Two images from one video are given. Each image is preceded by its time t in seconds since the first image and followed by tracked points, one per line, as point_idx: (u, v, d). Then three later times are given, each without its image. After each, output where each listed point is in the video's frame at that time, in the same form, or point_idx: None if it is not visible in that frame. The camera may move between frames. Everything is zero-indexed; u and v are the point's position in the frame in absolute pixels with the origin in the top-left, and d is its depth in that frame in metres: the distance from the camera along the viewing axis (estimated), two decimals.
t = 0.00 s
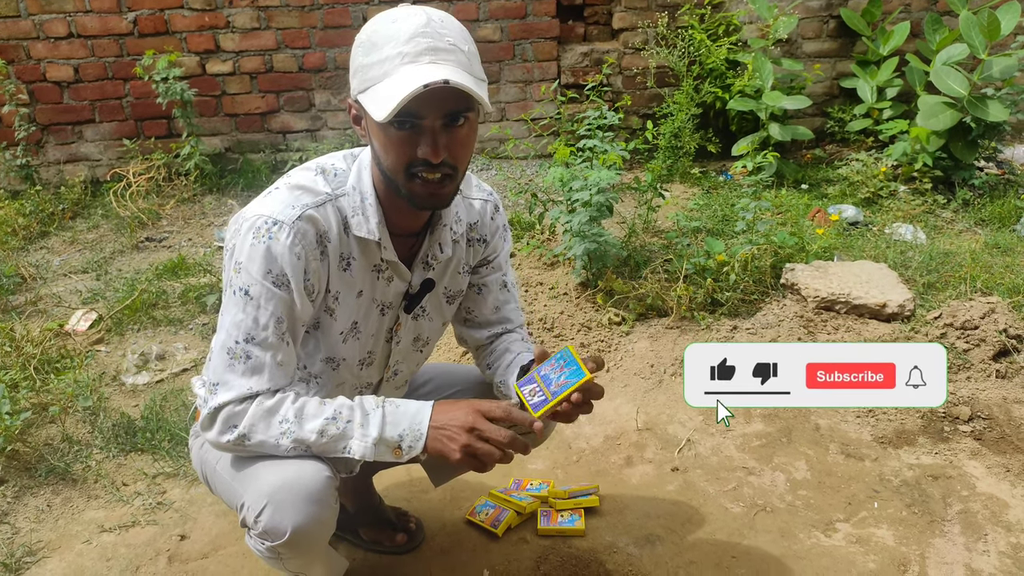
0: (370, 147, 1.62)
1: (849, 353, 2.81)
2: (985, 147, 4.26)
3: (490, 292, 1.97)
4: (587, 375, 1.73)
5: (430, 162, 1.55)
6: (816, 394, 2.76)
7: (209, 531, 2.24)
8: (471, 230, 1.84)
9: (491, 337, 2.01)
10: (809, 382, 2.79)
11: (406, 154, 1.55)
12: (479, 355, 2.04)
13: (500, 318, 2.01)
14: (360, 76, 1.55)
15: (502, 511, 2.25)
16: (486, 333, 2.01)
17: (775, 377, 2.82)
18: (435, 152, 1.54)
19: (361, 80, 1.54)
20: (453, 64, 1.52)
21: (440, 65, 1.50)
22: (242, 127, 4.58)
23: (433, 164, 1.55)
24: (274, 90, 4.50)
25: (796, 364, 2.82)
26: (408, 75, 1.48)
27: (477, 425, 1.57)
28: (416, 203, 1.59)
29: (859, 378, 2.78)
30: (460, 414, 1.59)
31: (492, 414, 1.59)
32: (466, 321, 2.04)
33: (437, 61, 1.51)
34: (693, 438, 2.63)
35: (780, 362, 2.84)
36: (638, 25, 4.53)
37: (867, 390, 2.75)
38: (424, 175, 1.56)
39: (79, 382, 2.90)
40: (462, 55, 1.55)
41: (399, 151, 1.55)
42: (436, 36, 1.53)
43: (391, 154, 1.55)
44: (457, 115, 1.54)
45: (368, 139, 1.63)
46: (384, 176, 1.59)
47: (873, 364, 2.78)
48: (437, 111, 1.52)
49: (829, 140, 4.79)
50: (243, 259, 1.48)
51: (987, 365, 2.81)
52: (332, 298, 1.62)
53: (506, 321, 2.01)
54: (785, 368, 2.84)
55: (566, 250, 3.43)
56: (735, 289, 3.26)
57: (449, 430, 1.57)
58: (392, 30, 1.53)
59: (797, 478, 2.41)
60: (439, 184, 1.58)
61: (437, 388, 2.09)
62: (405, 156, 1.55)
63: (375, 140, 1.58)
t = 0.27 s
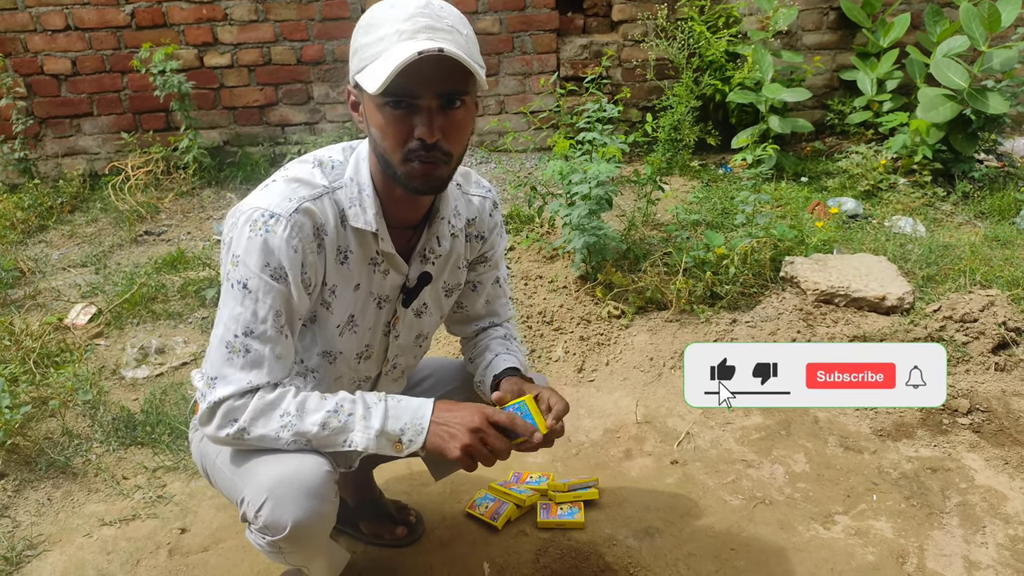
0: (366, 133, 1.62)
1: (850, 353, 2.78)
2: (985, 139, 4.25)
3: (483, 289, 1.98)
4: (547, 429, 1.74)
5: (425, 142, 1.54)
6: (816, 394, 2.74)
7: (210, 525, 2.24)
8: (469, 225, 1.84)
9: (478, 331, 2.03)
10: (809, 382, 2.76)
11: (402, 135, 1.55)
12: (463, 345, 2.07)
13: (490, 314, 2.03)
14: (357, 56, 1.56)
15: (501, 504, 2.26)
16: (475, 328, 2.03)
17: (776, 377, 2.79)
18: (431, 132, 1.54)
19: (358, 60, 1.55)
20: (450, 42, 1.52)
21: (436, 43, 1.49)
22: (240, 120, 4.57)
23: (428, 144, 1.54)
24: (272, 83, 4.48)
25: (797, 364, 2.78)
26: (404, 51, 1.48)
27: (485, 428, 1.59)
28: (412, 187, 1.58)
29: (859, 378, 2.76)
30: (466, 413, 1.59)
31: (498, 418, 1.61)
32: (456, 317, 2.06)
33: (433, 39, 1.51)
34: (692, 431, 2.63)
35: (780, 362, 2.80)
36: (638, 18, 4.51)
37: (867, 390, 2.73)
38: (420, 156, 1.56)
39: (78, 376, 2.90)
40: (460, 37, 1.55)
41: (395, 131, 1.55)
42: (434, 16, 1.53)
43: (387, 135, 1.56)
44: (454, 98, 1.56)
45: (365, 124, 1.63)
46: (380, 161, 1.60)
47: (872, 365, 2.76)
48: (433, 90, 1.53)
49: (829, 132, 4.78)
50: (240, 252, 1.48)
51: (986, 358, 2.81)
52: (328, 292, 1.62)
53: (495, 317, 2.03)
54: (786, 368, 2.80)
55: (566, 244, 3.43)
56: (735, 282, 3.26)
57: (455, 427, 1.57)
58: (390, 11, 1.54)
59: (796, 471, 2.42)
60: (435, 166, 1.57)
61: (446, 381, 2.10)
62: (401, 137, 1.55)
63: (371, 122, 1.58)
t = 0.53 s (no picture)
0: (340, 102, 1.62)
1: (859, 353, 2.66)
2: (979, 134, 4.26)
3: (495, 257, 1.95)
4: (550, 449, 1.64)
5: (397, 104, 1.54)
6: (816, 394, 2.67)
7: (204, 521, 2.24)
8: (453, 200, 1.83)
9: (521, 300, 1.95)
10: (809, 382, 2.68)
11: (374, 97, 1.55)
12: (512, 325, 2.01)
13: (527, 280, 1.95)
14: (331, 15, 1.56)
15: (496, 499, 2.26)
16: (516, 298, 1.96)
17: (776, 377, 2.68)
18: (403, 93, 1.54)
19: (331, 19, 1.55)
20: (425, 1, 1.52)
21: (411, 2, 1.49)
22: (234, 115, 4.55)
23: (401, 105, 1.54)
24: (266, 78, 4.46)
25: (797, 365, 2.67)
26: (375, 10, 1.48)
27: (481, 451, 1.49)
28: (385, 152, 1.57)
29: (859, 378, 2.69)
30: (461, 433, 1.50)
31: (493, 443, 1.48)
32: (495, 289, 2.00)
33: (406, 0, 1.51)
34: (686, 426, 2.64)
35: (781, 362, 2.67)
36: (633, 13, 4.50)
37: (867, 390, 2.67)
38: (392, 119, 1.55)
39: (71, 372, 2.89)
40: None
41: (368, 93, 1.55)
42: None
43: (360, 97, 1.56)
44: (427, 59, 1.55)
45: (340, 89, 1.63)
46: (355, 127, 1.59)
47: (873, 364, 2.69)
48: (406, 52, 1.53)
49: (823, 128, 4.79)
50: (216, 239, 1.49)
51: (979, 352, 2.82)
52: (307, 272, 1.62)
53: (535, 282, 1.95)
54: (786, 368, 2.69)
55: (560, 239, 3.43)
56: (729, 277, 3.26)
57: (451, 443, 1.51)
58: None
59: (790, 465, 2.42)
60: (408, 128, 1.57)
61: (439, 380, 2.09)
62: (373, 98, 1.55)
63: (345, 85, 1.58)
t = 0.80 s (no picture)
0: (313, 66, 1.60)
1: (862, 353, 2.61)
2: (968, 130, 4.28)
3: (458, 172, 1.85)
4: (545, 457, 1.57)
5: (381, 69, 1.54)
6: (815, 395, 2.63)
7: (194, 516, 2.23)
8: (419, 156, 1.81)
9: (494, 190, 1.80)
10: (809, 382, 2.63)
11: (356, 61, 1.54)
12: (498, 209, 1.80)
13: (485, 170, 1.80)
14: None
15: (487, 493, 2.26)
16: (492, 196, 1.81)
17: (775, 377, 2.65)
18: (387, 56, 1.54)
19: None
20: None
21: None
22: (223, 109, 4.51)
23: (384, 69, 1.54)
24: (255, 71, 4.43)
25: (797, 365, 2.61)
26: None
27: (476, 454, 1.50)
28: (366, 117, 1.56)
29: (859, 378, 2.66)
30: (454, 439, 1.50)
31: (485, 452, 1.48)
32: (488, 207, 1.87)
33: None
34: (677, 420, 2.65)
35: (780, 362, 2.62)
36: (624, 7, 4.48)
37: (867, 390, 2.65)
38: (375, 83, 1.55)
39: (59, 367, 2.87)
40: None
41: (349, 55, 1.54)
42: None
43: (341, 60, 1.54)
44: (408, 24, 1.56)
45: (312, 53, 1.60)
46: (332, 92, 1.57)
47: (874, 364, 2.64)
48: (390, 14, 1.53)
49: (813, 123, 4.81)
50: (185, 227, 1.50)
51: (967, 347, 2.85)
52: (281, 249, 1.60)
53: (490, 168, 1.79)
54: (786, 368, 2.63)
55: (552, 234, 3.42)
56: (720, 272, 3.27)
57: (446, 444, 1.51)
58: None
59: (780, 460, 2.44)
60: (390, 92, 1.56)
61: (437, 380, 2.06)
62: (356, 62, 1.54)
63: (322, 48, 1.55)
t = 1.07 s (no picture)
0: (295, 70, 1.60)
1: (865, 352, 2.59)
2: (968, 129, 4.28)
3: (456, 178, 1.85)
4: (538, 442, 1.58)
5: (357, 70, 1.54)
6: (816, 395, 2.63)
7: (193, 515, 2.23)
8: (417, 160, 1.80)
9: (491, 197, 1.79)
10: (809, 382, 2.63)
11: (331, 64, 1.54)
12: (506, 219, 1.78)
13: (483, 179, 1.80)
14: None
15: (487, 491, 2.27)
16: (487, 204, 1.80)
17: (775, 377, 2.65)
18: (362, 59, 1.54)
19: None
20: None
21: None
22: (222, 106, 4.51)
23: (360, 71, 1.54)
24: (254, 68, 4.42)
25: (797, 365, 2.61)
26: None
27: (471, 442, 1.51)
28: (346, 120, 1.56)
29: (859, 378, 2.65)
30: (449, 428, 1.51)
31: (480, 441, 1.49)
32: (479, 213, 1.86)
33: None
34: (676, 418, 2.65)
35: (781, 361, 2.63)
36: (624, 5, 4.48)
37: (867, 390, 2.64)
38: (352, 85, 1.55)
39: (59, 365, 2.87)
40: None
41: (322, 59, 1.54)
42: None
43: (316, 64, 1.54)
44: (383, 25, 1.56)
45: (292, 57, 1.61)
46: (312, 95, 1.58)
47: (874, 364, 2.63)
48: (362, 16, 1.52)
49: (813, 121, 4.81)
50: (177, 222, 1.51)
51: (966, 346, 2.85)
52: (272, 249, 1.61)
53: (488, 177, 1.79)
54: (786, 368, 2.64)
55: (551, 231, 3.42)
56: (719, 270, 3.27)
57: (441, 433, 1.52)
58: None
59: (779, 458, 2.44)
60: (368, 94, 1.56)
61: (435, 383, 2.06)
62: (331, 65, 1.54)
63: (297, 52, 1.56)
